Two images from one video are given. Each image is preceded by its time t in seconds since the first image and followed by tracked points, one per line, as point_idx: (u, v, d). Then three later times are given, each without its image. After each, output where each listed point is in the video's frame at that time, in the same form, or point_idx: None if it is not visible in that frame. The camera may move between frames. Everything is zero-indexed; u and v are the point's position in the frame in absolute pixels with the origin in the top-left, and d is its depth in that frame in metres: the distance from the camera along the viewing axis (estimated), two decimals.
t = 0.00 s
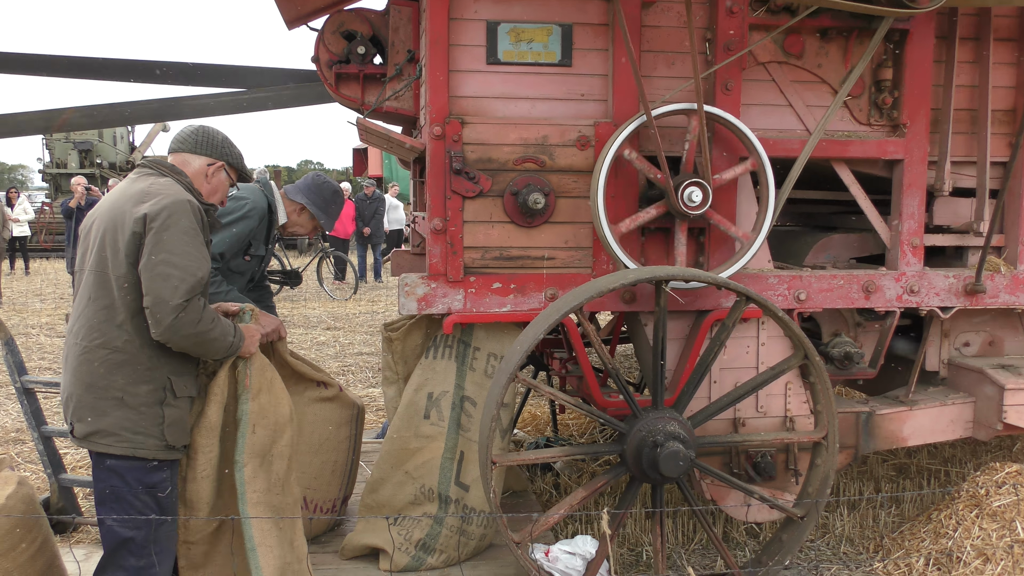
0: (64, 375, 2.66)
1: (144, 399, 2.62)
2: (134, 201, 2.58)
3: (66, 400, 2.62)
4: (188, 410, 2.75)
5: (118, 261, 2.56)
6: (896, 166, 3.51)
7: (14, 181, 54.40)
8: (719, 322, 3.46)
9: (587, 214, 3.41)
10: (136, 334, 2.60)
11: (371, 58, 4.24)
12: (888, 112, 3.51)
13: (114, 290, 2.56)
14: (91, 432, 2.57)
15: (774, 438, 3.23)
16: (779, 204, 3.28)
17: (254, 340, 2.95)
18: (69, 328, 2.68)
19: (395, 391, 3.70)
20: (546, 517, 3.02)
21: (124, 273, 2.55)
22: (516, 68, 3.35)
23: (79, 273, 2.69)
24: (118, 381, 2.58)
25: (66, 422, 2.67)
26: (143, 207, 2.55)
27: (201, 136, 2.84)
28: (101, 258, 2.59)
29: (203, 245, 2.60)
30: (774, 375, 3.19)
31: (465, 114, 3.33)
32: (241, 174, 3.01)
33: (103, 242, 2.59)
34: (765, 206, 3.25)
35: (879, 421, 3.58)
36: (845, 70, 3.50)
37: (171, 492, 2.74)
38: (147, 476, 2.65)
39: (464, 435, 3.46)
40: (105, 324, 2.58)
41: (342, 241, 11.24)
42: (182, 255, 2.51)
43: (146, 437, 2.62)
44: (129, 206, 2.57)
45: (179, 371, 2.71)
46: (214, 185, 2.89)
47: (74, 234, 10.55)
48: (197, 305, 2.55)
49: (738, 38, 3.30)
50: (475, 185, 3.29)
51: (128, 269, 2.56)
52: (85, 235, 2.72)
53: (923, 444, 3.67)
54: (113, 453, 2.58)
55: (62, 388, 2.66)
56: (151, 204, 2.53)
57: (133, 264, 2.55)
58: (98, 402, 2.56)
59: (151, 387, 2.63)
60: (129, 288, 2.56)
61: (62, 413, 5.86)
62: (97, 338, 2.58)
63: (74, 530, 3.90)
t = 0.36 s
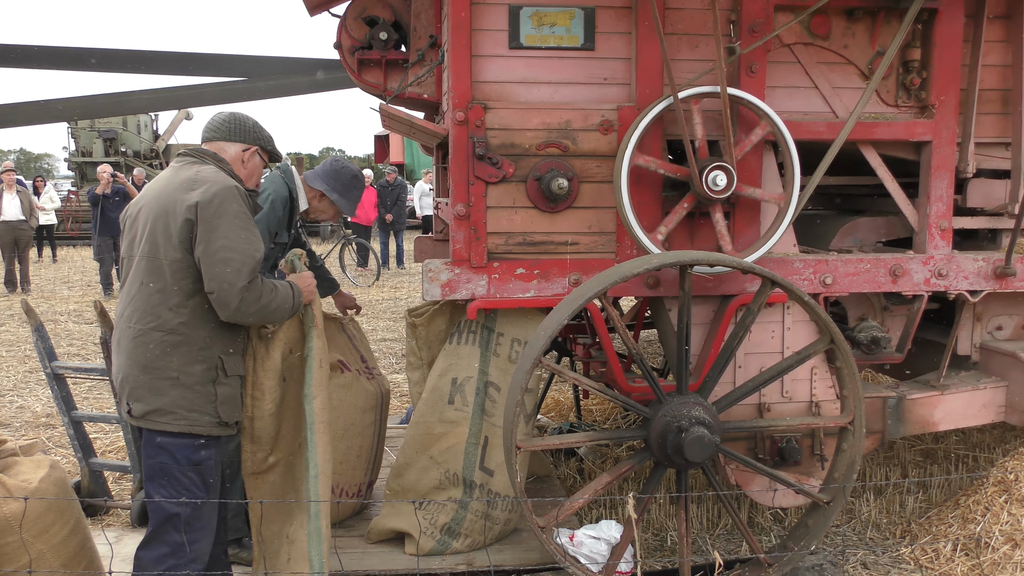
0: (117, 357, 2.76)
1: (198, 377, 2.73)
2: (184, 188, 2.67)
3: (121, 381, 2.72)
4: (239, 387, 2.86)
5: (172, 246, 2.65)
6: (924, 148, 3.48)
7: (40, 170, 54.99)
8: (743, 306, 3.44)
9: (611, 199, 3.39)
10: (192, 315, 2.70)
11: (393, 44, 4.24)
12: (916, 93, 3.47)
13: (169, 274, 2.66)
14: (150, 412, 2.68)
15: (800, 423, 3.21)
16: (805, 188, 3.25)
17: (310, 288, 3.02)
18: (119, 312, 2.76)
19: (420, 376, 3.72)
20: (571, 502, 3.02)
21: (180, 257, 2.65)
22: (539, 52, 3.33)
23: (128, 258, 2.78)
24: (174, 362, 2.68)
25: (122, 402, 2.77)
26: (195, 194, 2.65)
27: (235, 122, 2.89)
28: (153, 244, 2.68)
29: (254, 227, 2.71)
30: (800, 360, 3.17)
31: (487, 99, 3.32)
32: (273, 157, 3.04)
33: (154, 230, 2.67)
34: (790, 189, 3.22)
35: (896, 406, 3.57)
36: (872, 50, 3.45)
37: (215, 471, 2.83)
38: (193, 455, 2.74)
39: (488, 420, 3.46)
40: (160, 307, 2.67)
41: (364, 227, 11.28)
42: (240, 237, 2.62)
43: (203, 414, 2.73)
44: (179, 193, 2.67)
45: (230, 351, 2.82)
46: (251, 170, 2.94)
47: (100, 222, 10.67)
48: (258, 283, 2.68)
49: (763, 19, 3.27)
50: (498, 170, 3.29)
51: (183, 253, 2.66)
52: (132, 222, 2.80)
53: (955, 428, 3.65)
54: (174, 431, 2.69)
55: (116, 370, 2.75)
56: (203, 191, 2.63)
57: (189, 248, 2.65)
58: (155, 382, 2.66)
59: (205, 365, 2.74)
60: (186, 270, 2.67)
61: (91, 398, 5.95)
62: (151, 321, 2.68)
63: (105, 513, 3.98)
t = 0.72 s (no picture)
0: (166, 346, 2.84)
1: (247, 359, 2.79)
2: (221, 180, 2.75)
3: (172, 369, 2.80)
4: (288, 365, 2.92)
5: (214, 236, 2.74)
6: (955, 136, 3.43)
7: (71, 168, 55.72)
8: (771, 298, 3.42)
9: (637, 190, 3.38)
10: (237, 301, 2.77)
11: (417, 37, 4.24)
12: (947, 80, 3.42)
13: (212, 263, 2.74)
14: (204, 395, 2.76)
15: (829, 415, 3.18)
16: (833, 178, 3.21)
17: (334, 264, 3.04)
18: (166, 303, 2.85)
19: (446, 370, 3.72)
20: (598, 494, 3.02)
21: (222, 246, 2.73)
22: (563, 44, 3.32)
23: (172, 251, 2.87)
24: (222, 346, 2.75)
25: (173, 391, 2.86)
26: (232, 185, 2.72)
27: (267, 117, 2.95)
28: (195, 235, 2.76)
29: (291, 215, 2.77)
30: (829, 351, 3.14)
31: (512, 91, 3.32)
32: (305, 148, 3.11)
33: (195, 222, 2.76)
34: (818, 179, 3.19)
35: (927, 398, 3.52)
36: (902, 37, 3.40)
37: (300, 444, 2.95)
38: (274, 425, 2.83)
39: (514, 413, 3.47)
40: (205, 295, 2.75)
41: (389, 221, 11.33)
42: (277, 224, 2.69)
43: (257, 392, 2.79)
44: (217, 185, 2.74)
45: (275, 333, 2.88)
46: (286, 162, 2.97)
47: (128, 218, 10.79)
48: (301, 265, 2.75)
49: (791, 7, 3.23)
50: (523, 162, 3.28)
51: (225, 242, 2.74)
52: (175, 215, 2.89)
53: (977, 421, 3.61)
54: (231, 411, 2.76)
55: (166, 359, 2.84)
56: (239, 182, 2.70)
57: (230, 237, 2.73)
58: (206, 366, 2.74)
59: (252, 347, 2.80)
60: (229, 259, 2.75)
61: (122, 392, 6.03)
62: (198, 309, 2.75)
63: (137, 505, 4.04)
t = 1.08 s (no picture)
0: (200, 334, 2.88)
1: (281, 342, 2.83)
2: (246, 169, 2.78)
3: (208, 356, 2.84)
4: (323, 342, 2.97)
5: (240, 225, 2.77)
6: (975, 127, 3.40)
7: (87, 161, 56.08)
8: (787, 290, 3.40)
9: (652, 181, 3.36)
10: (265, 288, 2.80)
11: (432, 29, 4.24)
12: (967, 70, 3.39)
13: (239, 252, 2.77)
14: (241, 380, 2.80)
15: (844, 407, 3.17)
16: (851, 170, 3.19)
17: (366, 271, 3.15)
18: (198, 292, 2.89)
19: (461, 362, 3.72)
20: (612, 486, 3.02)
21: (248, 235, 2.76)
22: (579, 35, 3.31)
23: (202, 241, 2.90)
24: (255, 331, 2.79)
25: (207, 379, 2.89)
26: (256, 173, 2.75)
27: (294, 107, 2.99)
28: (223, 225, 2.80)
29: (315, 204, 2.80)
30: (845, 344, 3.12)
31: (527, 82, 3.31)
32: (333, 136, 3.14)
33: (223, 211, 2.80)
34: (835, 170, 3.17)
35: (945, 391, 3.49)
36: (922, 27, 3.37)
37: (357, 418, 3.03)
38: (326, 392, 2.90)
39: (528, 404, 3.47)
40: (234, 282, 2.78)
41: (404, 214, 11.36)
42: (301, 212, 2.72)
43: (292, 372, 2.82)
44: (242, 174, 2.78)
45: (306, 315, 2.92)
46: (313, 150, 3.01)
47: (144, 210, 10.85)
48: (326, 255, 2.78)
49: None
50: (538, 154, 3.27)
51: (251, 229, 2.77)
52: (204, 206, 2.93)
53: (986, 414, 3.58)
54: (271, 391, 2.81)
55: (200, 347, 2.87)
56: (263, 170, 2.73)
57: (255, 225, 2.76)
58: (242, 351, 2.77)
59: (284, 329, 2.83)
60: (254, 248, 2.77)
61: (139, 383, 6.07)
62: (229, 297, 2.78)
63: (153, 495, 4.07)
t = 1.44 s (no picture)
0: (245, 334, 2.89)
1: (324, 348, 2.85)
2: (293, 171, 2.78)
3: (252, 357, 2.85)
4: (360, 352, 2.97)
5: (287, 228, 2.77)
6: (984, 118, 3.38)
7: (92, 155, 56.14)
8: (794, 283, 3.39)
9: (659, 173, 3.35)
10: (311, 291, 2.81)
11: (437, 21, 4.24)
12: (976, 61, 3.37)
13: (286, 255, 2.78)
14: (282, 384, 2.81)
15: (852, 401, 3.15)
16: (858, 162, 3.17)
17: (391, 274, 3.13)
18: (243, 292, 2.90)
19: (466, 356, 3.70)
20: (619, 479, 3.02)
21: (294, 239, 2.76)
22: (585, 27, 3.29)
23: (248, 241, 2.90)
24: (301, 335, 2.81)
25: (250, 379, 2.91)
26: (304, 176, 2.75)
27: (336, 104, 2.99)
28: (270, 228, 2.79)
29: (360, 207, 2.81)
30: (853, 337, 3.11)
31: (533, 75, 3.30)
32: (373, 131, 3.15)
33: (270, 213, 2.79)
34: (843, 163, 3.15)
35: (953, 384, 3.49)
36: (930, 18, 3.35)
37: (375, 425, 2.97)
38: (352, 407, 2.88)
39: (534, 398, 3.47)
40: (283, 286, 2.79)
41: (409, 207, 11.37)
42: (350, 219, 2.73)
43: (332, 380, 2.83)
44: (289, 177, 2.77)
45: (350, 320, 2.94)
46: (354, 148, 3.04)
47: (151, 205, 10.86)
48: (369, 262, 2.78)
49: None
50: (544, 147, 3.27)
51: (299, 233, 2.77)
52: (250, 205, 2.93)
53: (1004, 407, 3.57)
54: (308, 399, 2.81)
55: (245, 347, 2.88)
56: (311, 174, 2.72)
57: (302, 228, 2.76)
58: (286, 355, 2.79)
59: (329, 336, 2.85)
60: (301, 252, 2.77)
61: (146, 376, 6.09)
62: (277, 300, 2.79)
63: (161, 488, 4.08)
